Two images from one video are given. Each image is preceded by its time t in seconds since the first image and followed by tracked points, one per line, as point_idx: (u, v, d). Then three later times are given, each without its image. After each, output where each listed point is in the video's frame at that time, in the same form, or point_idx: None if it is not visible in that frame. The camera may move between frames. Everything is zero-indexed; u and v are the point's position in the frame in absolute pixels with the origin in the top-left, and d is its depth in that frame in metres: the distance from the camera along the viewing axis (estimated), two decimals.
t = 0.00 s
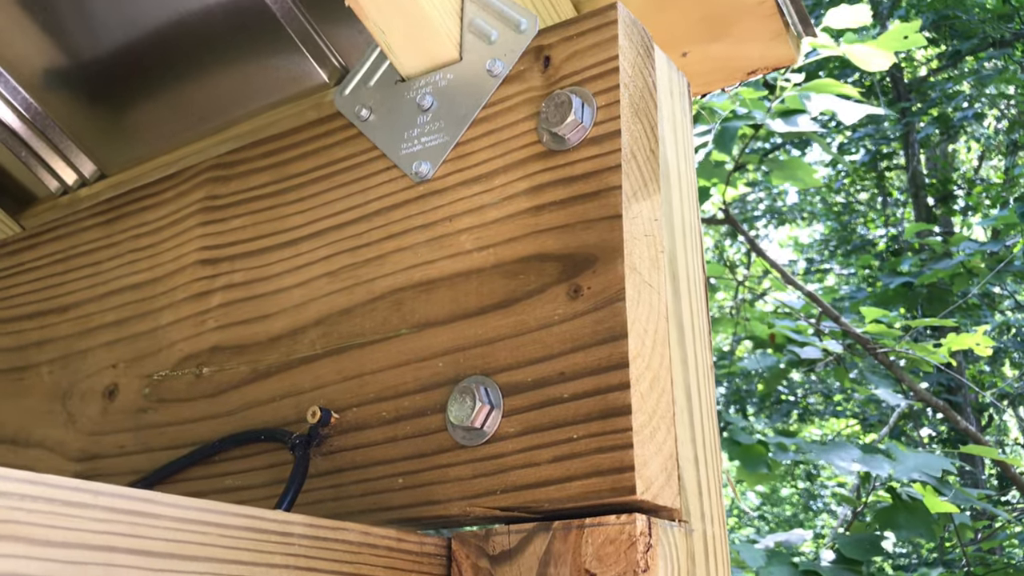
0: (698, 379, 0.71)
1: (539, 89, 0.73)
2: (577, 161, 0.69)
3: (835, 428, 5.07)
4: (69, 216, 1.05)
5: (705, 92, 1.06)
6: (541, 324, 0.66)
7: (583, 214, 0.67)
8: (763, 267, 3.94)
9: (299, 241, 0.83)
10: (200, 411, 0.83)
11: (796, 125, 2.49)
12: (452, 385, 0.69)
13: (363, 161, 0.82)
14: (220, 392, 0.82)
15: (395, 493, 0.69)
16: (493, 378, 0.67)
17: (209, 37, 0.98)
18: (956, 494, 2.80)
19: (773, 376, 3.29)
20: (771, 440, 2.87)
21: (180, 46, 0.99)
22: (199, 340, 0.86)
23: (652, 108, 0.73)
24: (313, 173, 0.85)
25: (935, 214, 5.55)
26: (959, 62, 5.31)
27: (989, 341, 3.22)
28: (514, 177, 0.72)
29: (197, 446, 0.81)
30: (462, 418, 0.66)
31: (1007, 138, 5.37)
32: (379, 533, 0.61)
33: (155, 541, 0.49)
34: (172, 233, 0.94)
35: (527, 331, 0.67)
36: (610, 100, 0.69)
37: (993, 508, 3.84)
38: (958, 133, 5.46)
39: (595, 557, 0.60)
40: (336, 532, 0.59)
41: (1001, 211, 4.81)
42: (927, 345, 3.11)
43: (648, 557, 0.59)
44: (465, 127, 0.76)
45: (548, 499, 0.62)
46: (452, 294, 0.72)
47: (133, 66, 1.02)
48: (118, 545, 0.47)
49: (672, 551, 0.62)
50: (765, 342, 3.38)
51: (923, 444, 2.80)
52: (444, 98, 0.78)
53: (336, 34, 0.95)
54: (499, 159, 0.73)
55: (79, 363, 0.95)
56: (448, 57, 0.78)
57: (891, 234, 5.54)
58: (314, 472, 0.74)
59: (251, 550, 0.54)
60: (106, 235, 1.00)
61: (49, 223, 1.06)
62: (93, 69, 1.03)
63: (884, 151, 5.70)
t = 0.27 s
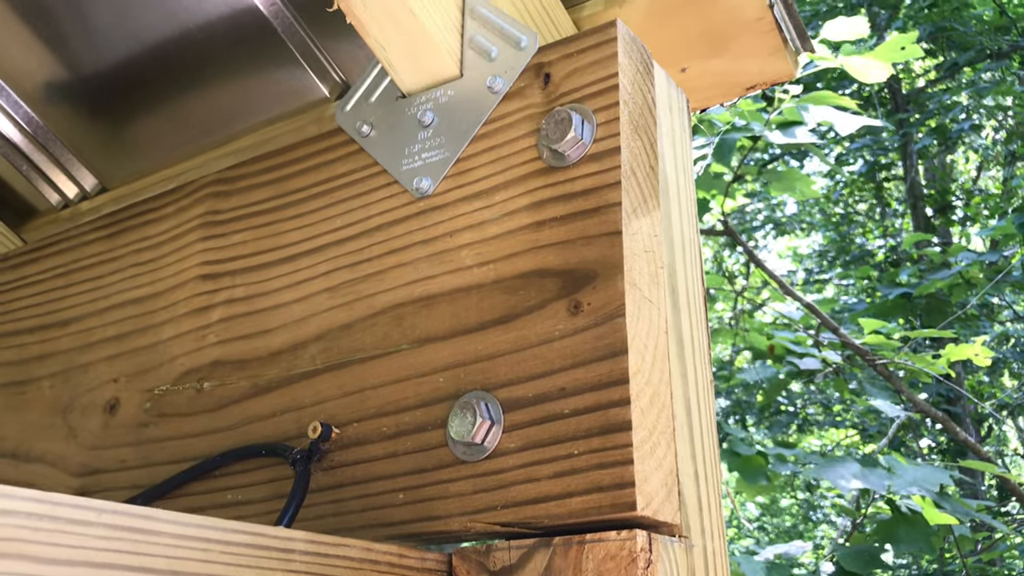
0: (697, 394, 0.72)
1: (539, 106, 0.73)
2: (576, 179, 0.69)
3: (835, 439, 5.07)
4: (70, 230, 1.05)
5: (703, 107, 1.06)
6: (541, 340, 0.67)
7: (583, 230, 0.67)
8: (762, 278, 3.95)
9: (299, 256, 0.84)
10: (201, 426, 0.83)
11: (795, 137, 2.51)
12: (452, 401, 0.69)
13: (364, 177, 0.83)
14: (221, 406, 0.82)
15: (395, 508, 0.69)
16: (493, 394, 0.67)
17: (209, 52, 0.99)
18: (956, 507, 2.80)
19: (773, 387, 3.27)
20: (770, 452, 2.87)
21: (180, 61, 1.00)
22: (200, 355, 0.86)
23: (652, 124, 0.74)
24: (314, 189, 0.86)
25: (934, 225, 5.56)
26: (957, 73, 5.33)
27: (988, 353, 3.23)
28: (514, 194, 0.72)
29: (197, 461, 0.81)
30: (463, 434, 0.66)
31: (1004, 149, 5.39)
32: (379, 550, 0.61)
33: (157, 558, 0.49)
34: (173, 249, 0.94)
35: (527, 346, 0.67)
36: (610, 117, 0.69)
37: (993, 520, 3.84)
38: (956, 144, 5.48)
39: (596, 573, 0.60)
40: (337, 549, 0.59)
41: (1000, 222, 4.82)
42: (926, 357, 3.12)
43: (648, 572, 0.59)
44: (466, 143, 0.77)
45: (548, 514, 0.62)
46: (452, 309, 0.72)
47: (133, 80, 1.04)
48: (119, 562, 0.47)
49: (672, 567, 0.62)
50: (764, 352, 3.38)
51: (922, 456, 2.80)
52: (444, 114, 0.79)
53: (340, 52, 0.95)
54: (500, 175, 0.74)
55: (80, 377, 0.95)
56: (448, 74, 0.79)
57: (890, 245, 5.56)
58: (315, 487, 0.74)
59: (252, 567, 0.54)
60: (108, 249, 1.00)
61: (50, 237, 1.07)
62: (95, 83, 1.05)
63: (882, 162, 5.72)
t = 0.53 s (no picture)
0: (695, 414, 0.72)
1: (538, 128, 0.74)
2: (575, 201, 0.70)
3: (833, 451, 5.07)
4: (72, 248, 1.06)
5: (700, 126, 1.07)
6: (540, 361, 0.67)
7: (582, 251, 0.68)
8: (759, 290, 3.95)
9: (300, 275, 0.84)
10: (201, 445, 0.83)
11: (791, 152, 2.52)
12: (451, 421, 0.70)
13: (365, 197, 0.83)
14: (222, 425, 0.83)
15: (395, 528, 0.69)
16: (493, 415, 0.67)
17: (210, 71, 1.02)
18: (954, 521, 2.80)
19: (770, 400, 3.29)
20: (768, 466, 2.87)
21: (181, 78, 1.03)
22: (201, 373, 0.87)
23: (650, 146, 0.75)
24: (315, 209, 0.86)
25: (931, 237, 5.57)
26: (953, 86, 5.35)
27: (985, 366, 3.23)
28: (513, 215, 0.73)
29: (198, 480, 0.81)
30: (462, 454, 0.67)
31: (1000, 161, 5.41)
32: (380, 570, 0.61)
33: None
34: (174, 267, 0.95)
35: (527, 367, 0.68)
36: (608, 140, 0.70)
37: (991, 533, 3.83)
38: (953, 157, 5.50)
39: None
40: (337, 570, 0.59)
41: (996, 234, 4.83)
42: (923, 370, 3.12)
43: None
44: (465, 165, 0.77)
45: (547, 535, 0.62)
46: (452, 330, 0.73)
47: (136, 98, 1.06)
48: None
49: None
50: (762, 365, 3.38)
51: (919, 470, 2.79)
52: (444, 136, 0.80)
53: (337, 70, 0.99)
54: (500, 197, 0.74)
55: (81, 395, 0.95)
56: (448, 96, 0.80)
57: (888, 257, 5.57)
58: (315, 507, 0.74)
59: None
60: (109, 267, 1.01)
61: (52, 255, 1.08)
62: (96, 100, 1.07)
63: (879, 174, 5.73)
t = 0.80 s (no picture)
0: (695, 435, 0.73)
1: (537, 150, 0.75)
2: (574, 223, 0.70)
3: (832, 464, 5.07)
4: (74, 267, 1.06)
5: (698, 146, 1.08)
6: (540, 382, 0.68)
7: (581, 273, 0.68)
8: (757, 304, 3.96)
9: (301, 295, 0.85)
10: (202, 464, 0.83)
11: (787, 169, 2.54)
12: (452, 441, 0.70)
13: (366, 218, 0.84)
14: (223, 445, 0.83)
15: (396, 548, 0.69)
16: (493, 435, 0.68)
17: (210, 89, 1.03)
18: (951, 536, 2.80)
19: (768, 415, 3.30)
20: (765, 480, 2.87)
21: (182, 96, 1.04)
22: (202, 393, 0.87)
23: (648, 168, 0.76)
24: (316, 229, 0.87)
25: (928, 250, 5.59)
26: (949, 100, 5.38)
27: (983, 380, 3.24)
28: (513, 236, 0.74)
29: (199, 500, 0.82)
30: (463, 475, 0.67)
31: (997, 174, 5.43)
32: None
33: None
34: (175, 286, 0.96)
35: (527, 388, 0.68)
36: (606, 162, 0.71)
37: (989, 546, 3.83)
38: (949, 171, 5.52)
39: None
40: None
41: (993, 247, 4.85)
42: (921, 385, 3.13)
43: None
44: (465, 186, 0.78)
45: (548, 556, 0.62)
46: (452, 350, 0.73)
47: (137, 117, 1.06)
48: None
49: None
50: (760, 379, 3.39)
51: (916, 485, 2.79)
52: (444, 157, 0.80)
53: (337, 87, 0.99)
54: (499, 218, 0.75)
55: (81, 415, 0.95)
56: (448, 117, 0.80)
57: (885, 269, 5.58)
58: (316, 527, 0.74)
59: None
60: (110, 286, 1.01)
61: (54, 274, 1.08)
62: (98, 117, 1.08)
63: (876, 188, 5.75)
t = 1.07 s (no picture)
0: (697, 454, 0.73)
1: (539, 171, 0.75)
2: (576, 243, 0.71)
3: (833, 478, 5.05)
4: (77, 285, 1.07)
5: (698, 164, 1.09)
6: (542, 402, 0.68)
7: (583, 293, 0.69)
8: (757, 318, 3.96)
9: (305, 314, 0.85)
10: (205, 483, 0.84)
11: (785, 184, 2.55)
12: (455, 461, 0.70)
13: (369, 238, 0.85)
14: (226, 464, 0.83)
15: (398, 568, 0.70)
16: (495, 455, 0.68)
17: (212, 107, 1.04)
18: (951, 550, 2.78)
19: (768, 429, 3.29)
20: (765, 494, 2.85)
21: (184, 114, 1.05)
22: (205, 412, 0.87)
23: (649, 189, 0.76)
24: (319, 249, 0.88)
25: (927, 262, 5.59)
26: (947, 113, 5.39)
27: (982, 394, 3.23)
28: (515, 256, 0.74)
29: (202, 519, 0.82)
30: (465, 495, 0.67)
31: (995, 186, 5.44)
32: None
33: None
34: (178, 305, 0.96)
35: (529, 408, 0.68)
36: (608, 183, 0.72)
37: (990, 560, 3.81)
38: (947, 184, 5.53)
39: None
40: None
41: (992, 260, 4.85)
42: (921, 399, 3.13)
43: None
44: (467, 206, 0.79)
45: None
46: (455, 370, 0.74)
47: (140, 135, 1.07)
48: None
49: None
50: (760, 393, 3.38)
51: (915, 498, 2.78)
52: (446, 177, 0.81)
53: (338, 106, 1.00)
54: (502, 238, 0.75)
55: (84, 433, 0.96)
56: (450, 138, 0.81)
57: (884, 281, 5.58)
58: (319, 546, 0.74)
59: None
60: (113, 304, 1.02)
61: (58, 292, 1.09)
62: (101, 135, 1.09)
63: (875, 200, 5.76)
